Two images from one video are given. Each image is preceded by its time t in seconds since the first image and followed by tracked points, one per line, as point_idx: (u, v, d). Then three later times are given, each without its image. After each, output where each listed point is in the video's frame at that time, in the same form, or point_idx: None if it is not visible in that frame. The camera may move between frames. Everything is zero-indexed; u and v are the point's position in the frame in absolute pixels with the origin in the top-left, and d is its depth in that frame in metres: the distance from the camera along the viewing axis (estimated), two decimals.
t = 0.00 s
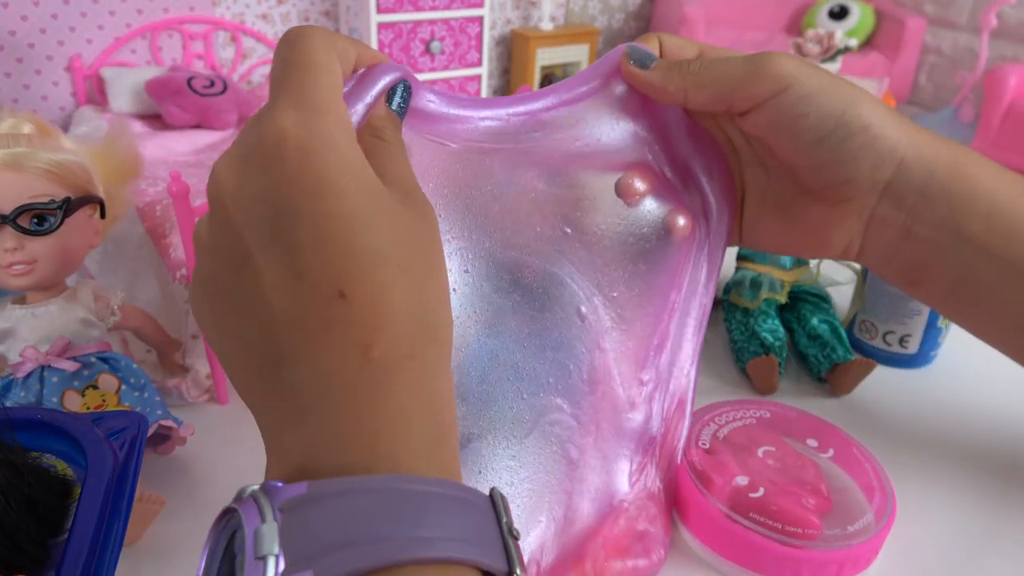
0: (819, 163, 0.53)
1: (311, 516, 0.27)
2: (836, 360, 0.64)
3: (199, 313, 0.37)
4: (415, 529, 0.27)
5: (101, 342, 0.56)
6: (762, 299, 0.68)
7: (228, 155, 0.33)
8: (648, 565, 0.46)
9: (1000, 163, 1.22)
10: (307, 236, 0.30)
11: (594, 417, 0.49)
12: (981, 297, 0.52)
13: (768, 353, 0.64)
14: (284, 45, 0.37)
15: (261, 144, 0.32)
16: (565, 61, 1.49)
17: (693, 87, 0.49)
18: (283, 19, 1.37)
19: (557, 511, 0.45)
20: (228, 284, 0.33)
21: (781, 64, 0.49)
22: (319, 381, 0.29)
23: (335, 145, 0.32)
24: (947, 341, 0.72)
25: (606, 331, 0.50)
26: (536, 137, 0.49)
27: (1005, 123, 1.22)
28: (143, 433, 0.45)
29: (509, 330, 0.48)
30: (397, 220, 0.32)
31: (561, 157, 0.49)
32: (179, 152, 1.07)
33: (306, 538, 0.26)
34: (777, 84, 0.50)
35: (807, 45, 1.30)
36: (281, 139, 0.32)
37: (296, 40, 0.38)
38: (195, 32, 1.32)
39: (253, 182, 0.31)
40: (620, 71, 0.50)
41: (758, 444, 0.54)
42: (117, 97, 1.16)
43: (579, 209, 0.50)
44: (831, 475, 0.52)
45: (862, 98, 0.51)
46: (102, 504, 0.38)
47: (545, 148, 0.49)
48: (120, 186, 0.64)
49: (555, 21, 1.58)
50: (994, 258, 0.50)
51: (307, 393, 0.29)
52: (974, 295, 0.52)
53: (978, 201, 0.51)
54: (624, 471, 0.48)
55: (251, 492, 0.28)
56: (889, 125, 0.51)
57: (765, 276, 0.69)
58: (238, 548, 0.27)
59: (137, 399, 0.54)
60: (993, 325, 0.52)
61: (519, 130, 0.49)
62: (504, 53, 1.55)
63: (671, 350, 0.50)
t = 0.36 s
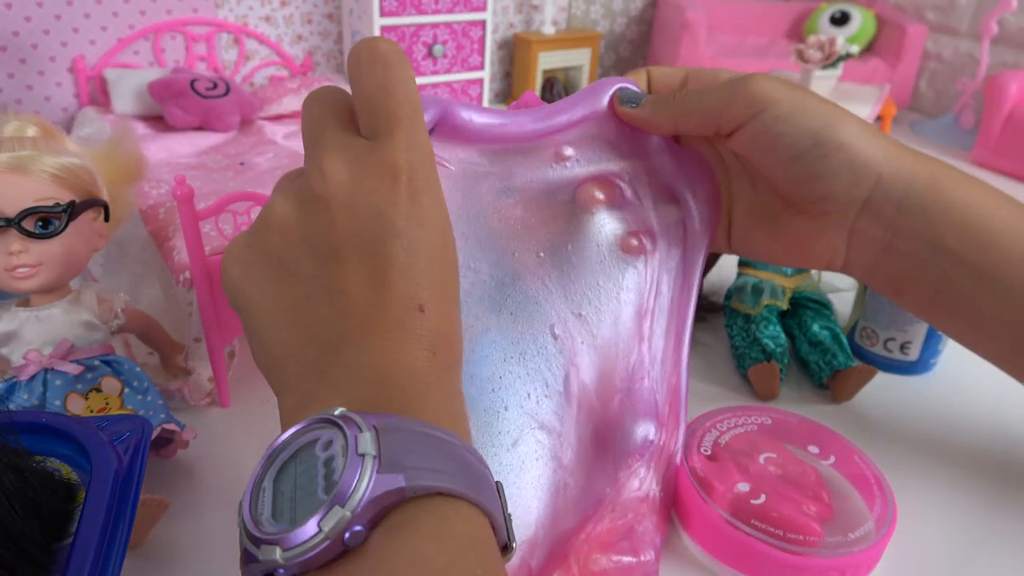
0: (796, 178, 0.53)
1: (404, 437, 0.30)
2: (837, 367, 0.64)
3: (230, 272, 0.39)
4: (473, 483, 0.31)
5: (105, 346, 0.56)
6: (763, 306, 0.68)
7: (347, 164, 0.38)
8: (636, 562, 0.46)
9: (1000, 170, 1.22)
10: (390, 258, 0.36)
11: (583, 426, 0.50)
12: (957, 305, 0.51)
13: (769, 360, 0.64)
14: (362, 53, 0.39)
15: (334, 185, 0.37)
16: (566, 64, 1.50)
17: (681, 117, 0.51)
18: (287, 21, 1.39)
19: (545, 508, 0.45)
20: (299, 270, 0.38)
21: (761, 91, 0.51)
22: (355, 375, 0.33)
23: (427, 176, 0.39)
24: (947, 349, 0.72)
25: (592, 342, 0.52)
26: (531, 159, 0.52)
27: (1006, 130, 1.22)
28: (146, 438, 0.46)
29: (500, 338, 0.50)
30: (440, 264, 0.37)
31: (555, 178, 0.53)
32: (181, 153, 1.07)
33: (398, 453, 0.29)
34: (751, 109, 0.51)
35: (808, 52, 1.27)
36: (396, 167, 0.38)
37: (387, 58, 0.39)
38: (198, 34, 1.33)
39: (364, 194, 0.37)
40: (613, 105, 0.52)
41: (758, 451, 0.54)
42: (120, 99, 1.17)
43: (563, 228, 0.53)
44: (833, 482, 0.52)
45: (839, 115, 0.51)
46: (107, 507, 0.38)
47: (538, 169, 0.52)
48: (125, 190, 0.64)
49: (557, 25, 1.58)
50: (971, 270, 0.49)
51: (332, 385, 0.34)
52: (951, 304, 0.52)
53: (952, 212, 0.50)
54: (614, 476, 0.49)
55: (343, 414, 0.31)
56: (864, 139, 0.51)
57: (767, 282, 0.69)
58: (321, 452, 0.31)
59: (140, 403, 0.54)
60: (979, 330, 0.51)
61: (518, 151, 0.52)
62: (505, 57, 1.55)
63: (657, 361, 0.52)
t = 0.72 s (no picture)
0: (790, 179, 0.53)
1: (433, 410, 0.30)
2: (837, 371, 0.64)
3: (257, 272, 0.40)
4: (496, 451, 0.31)
5: (105, 348, 0.56)
6: (763, 310, 0.68)
7: (358, 160, 0.38)
8: (632, 562, 0.48)
9: (1000, 174, 1.22)
10: (404, 246, 0.36)
11: (581, 424, 0.50)
12: (950, 306, 0.51)
13: (769, 364, 0.64)
14: (353, 58, 0.38)
15: (348, 183, 0.37)
16: (566, 67, 1.50)
17: (679, 122, 0.52)
18: (288, 24, 1.40)
19: (546, 506, 0.46)
20: (317, 261, 0.38)
21: (751, 97, 0.51)
22: (382, 353, 0.33)
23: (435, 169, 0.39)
24: (948, 353, 0.73)
25: (592, 341, 0.52)
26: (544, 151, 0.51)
27: (1006, 134, 1.22)
28: (147, 442, 0.46)
29: (509, 333, 0.49)
30: (453, 249, 0.37)
31: (565, 171, 0.52)
32: (181, 154, 1.08)
33: (427, 422, 0.30)
34: (742, 120, 0.52)
35: (808, 55, 1.28)
36: (404, 163, 0.38)
37: (374, 59, 0.38)
38: (199, 36, 1.33)
39: (375, 186, 0.37)
40: (620, 102, 0.53)
41: (759, 456, 0.54)
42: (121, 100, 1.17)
43: (569, 223, 0.52)
44: (833, 487, 0.52)
45: (838, 120, 0.51)
46: (110, 509, 0.38)
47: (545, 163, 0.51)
48: (127, 192, 0.64)
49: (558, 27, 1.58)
50: (964, 272, 0.49)
51: (360, 364, 0.34)
52: (946, 305, 0.51)
53: (947, 215, 0.49)
54: (611, 478, 0.49)
55: (375, 387, 0.32)
56: (861, 143, 0.51)
57: (767, 286, 0.69)
58: (354, 424, 0.31)
59: (142, 405, 0.54)
60: (972, 332, 0.50)
61: (530, 144, 0.51)
62: (506, 59, 1.56)
63: (652, 362, 0.53)
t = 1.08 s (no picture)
0: (789, 182, 0.53)
1: (434, 413, 0.30)
2: (837, 374, 0.64)
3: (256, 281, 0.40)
4: (494, 449, 0.31)
5: (107, 351, 0.56)
6: (763, 313, 0.68)
7: (349, 171, 0.38)
8: (631, 562, 0.48)
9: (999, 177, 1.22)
10: (400, 252, 0.36)
11: (582, 424, 0.50)
12: (944, 310, 0.51)
13: (769, 367, 0.64)
14: (336, 76, 0.38)
15: (343, 192, 0.38)
16: (566, 69, 1.51)
17: (684, 122, 0.52)
18: (288, 26, 1.40)
19: (544, 502, 0.47)
20: (318, 271, 0.38)
21: (751, 99, 0.51)
22: (383, 361, 0.34)
23: (424, 171, 0.39)
24: (948, 356, 0.73)
25: (595, 340, 0.52)
26: (552, 150, 0.51)
27: (1006, 137, 1.23)
28: (149, 444, 0.46)
29: (510, 334, 0.50)
30: (450, 251, 0.37)
31: (576, 166, 0.52)
32: (182, 156, 1.08)
33: (426, 424, 0.30)
34: (740, 118, 0.51)
35: (808, 58, 1.29)
36: (394, 170, 0.38)
37: (357, 73, 0.38)
38: (200, 37, 1.33)
39: (369, 194, 0.37)
40: (631, 97, 0.54)
41: (759, 459, 0.54)
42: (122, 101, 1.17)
43: (575, 224, 0.52)
44: (832, 490, 0.52)
45: (838, 124, 0.51)
46: (112, 511, 0.38)
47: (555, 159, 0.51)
48: (128, 193, 0.64)
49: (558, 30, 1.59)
50: (959, 275, 0.49)
51: (363, 371, 0.34)
52: (940, 308, 0.51)
53: (943, 217, 0.49)
54: (610, 478, 0.50)
55: (374, 393, 0.32)
56: (859, 146, 0.51)
57: (767, 289, 0.69)
58: (355, 429, 0.31)
59: (143, 407, 0.54)
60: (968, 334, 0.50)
61: (537, 144, 0.51)
62: (506, 61, 1.56)
63: (653, 363, 0.53)
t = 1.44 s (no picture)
0: (794, 168, 0.53)
1: (392, 388, 0.30)
2: (836, 375, 0.64)
3: (232, 252, 0.41)
4: (453, 425, 0.31)
5: (106, 352, 0.56)
6: (763, 314, 0.68)
7: (324, 143, 0.39)
8: (628, 561, 0.48)
9: (999, 179, 1.22)
10: (373, 225, 0.36)
11: (578, 419, 0.51)
12: (948, 302, 0.51)
13: (768, 368, 0.64)
14: (315, 43, 0.38)
15: (318, 163, 0.38)
16: (566, 70, 1.51)
17: (691, 105, 0.53)
18: (288, 26, 1.40)
19: (542, 500, 0.47)
20: (291, 244, 0.38)
21: (762, 83, 0.51)
22: (350, 332, 0.34)
23: (403, 146, 0.39)
24: (947, 356, 0.72)
25: (591, 334, 0.52)
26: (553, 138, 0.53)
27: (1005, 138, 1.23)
28: (148, 443, 0.46)
29: (506, 329, 0.50)
30: (424, 228, 0.38)
31: (573, 151, 0.53)
32: (182, 157, 1.08)
33: (383, 400, 0.30)
34: (748, 102, 0.52)
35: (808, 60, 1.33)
36: (371, 142, 0.38)
37: (338, 42, 0.38)
38: (200, 38, 1.33)
39: (343, 165, 0.38)
40: (636, 86, 0.55)
41: (758, 460, 0.54)
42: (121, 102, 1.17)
43: (575, 218, 0.52)
44: (831, 490, 0.52)
45: (837, 113, 0.51)
46: (111, 512, 0.38)
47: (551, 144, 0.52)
48: (127, 194, 0.64)
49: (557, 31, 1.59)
50: (959, 266, 0.49)
51: (330, 343, 0.34)
52: (943, 301, 0.51)
53: (938, 212, 0.49)
54: (607, 476, 0.50)
55: (335, 367, 0.32)
56: (862, 134, 0.51)
57: (767, 290, 0.69)
58: (316, 403, 0.31)
59: (142, 408, 0.54)
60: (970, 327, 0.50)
61: (536, 129, 0.52)
62: (506, 62, 1.56)
63: (654, 358, 0.53)
